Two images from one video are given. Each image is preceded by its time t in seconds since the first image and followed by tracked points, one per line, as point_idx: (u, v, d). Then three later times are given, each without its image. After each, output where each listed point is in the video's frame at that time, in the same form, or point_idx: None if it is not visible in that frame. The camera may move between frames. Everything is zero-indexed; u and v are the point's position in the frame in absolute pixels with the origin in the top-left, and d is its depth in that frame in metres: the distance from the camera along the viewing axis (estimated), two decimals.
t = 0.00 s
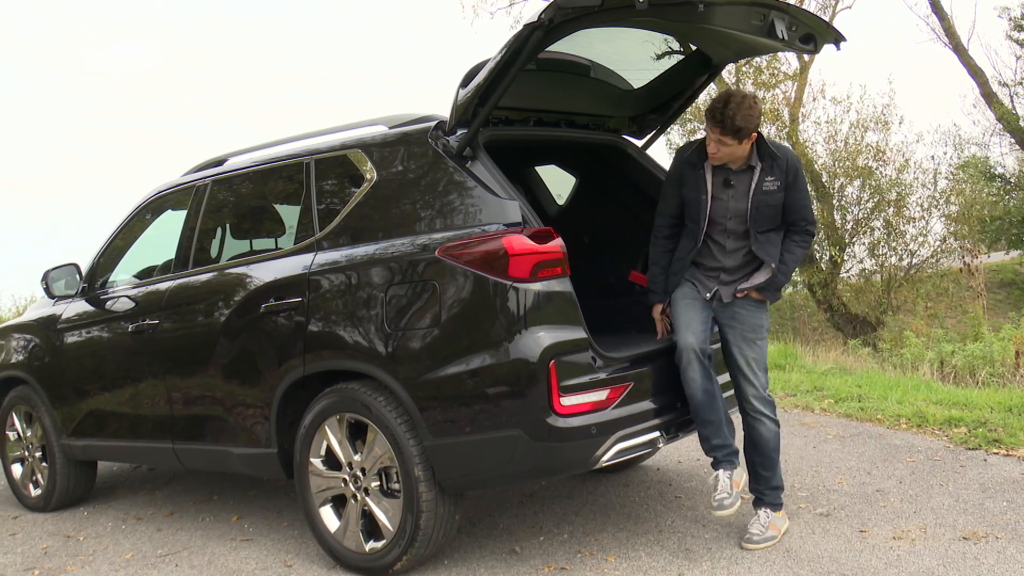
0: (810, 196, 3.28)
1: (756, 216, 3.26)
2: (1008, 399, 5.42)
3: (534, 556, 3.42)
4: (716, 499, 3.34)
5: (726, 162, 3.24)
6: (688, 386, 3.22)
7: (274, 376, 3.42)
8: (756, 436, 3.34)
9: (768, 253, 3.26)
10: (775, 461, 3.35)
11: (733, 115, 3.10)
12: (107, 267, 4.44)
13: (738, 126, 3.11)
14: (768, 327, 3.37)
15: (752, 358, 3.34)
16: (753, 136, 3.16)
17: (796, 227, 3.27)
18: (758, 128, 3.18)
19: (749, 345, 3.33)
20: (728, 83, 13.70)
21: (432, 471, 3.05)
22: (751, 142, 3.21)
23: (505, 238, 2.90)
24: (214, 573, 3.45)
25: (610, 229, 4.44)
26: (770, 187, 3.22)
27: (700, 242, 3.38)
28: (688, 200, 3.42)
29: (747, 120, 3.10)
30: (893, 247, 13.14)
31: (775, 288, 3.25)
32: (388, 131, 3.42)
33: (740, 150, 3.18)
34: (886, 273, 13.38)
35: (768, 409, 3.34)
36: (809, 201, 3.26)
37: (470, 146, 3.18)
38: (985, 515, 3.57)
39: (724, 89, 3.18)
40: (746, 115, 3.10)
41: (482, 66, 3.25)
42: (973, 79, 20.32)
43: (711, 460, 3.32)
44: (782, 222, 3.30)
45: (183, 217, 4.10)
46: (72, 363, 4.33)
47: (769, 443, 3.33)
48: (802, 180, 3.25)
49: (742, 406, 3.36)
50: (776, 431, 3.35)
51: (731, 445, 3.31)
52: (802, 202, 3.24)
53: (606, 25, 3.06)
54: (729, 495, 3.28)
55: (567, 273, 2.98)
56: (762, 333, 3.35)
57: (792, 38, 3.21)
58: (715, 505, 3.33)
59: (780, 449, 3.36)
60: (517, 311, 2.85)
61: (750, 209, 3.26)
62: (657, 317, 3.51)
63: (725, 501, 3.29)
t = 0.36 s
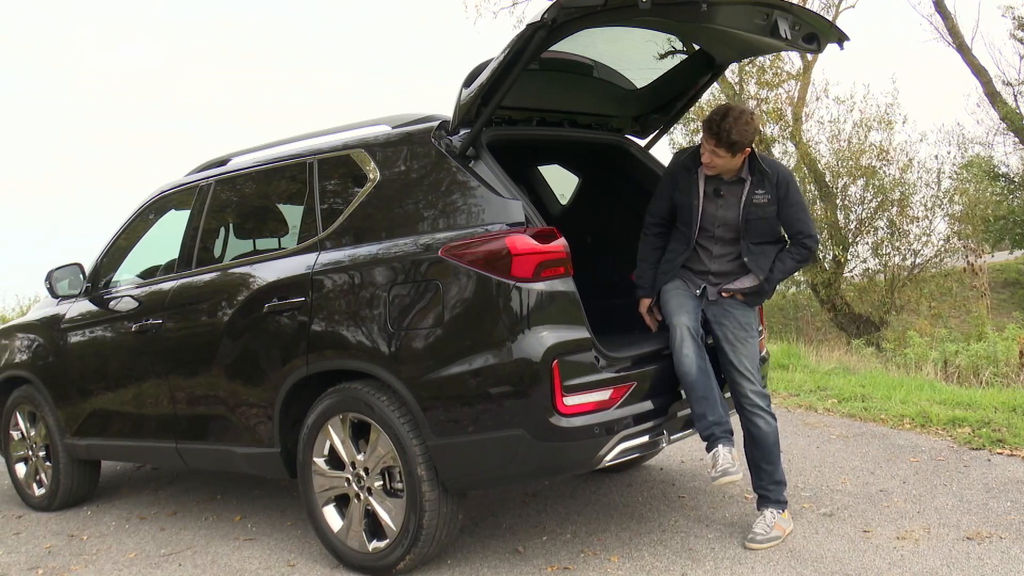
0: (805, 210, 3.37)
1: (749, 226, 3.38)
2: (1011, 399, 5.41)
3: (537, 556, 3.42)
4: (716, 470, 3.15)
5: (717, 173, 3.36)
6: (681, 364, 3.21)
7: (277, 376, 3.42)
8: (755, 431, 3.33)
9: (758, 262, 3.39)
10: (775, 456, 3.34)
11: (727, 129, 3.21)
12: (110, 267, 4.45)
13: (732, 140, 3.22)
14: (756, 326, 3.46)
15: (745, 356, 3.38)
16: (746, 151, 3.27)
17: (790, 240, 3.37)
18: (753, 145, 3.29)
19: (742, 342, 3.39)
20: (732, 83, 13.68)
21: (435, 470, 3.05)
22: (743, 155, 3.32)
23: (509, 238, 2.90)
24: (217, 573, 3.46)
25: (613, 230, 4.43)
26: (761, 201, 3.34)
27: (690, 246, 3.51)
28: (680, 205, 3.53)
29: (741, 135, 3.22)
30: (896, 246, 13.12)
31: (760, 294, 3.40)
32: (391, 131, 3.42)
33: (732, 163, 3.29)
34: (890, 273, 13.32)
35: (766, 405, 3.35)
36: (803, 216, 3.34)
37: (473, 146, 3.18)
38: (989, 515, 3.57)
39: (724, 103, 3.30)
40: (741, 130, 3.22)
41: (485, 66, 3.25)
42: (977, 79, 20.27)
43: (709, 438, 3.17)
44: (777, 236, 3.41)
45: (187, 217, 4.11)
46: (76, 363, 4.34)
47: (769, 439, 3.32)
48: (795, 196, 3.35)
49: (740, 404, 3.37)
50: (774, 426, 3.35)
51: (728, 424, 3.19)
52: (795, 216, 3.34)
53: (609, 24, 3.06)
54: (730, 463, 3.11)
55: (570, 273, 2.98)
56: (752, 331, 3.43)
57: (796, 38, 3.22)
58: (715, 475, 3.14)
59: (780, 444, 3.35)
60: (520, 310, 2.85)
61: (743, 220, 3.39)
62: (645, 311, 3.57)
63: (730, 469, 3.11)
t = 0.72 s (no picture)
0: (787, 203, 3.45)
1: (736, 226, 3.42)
2: (1014, 398, 5.40)
3: (539, 555, 3.42)
4: (744, 473, 3.12)
5: (701, 177, 3.41)
6: (691, 368, 3.21)
7: (279, 375, 3.43)
8: (764, 429, 3.31)
9: (752, 260, 3.44)
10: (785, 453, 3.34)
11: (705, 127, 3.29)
12: (112, 266, 4.45)
13: (711, 138, 3.29)
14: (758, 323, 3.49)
15: (753, 353, 3.38)
16: (725, 151, 3.35)
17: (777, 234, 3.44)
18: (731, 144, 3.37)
19: (747, 340, 3.40)
20: (734, 82, 13.65)
21: (437, 469, 3.05)
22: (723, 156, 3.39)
23: (511, 237, 2.90)
24: (219, 572, 3.46)
25: (616, 230, 4.42)
26: (745, 199, 3.41)
27: (683, 254, 3.51)
28: (667, 214, 3.56)
29: (718, 133, 3.29)
30: (898, 245, 13.11)
31: (758, 291, 3.45)
32: (393, 130, 3.42)
33: (713, 164, 3.36)
34: (892, 272, 13.29)
35: (775, 402, 3.35)
36: (788, 209, 3.42)
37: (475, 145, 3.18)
38: (992, 515, 3.56)
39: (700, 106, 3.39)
40: (718, 128, 3.30)
41: (488, 64, 3.25)
42: (979, 78, 20.23)
43: (728, 443, 3.19)
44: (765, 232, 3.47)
45: (189, 216, 4.11)
46: (78, 362, 4.34)
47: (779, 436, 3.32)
48: (776, 191, 3.43)
49: (749, 402, 3.36)
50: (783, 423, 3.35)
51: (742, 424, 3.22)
52: (779, 210, 3.42)
53: (612, 24, 3.06)
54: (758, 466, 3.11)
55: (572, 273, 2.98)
56: (755, 329, 3.44)
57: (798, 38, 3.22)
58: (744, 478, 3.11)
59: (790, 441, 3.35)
60: (523, 309, 2.85)
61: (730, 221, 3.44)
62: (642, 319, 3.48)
63: (758, 468, 3.10)
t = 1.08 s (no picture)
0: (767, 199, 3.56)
1: (724, 225, 3.48)
2: (1015, 397, 5.39)
3: (540, 554, 3.42)
4: (756, 481, 3.16)
5: (686, 176, 3.48)
6: (699, 372, 3.20)
7: (279, 374, 3.42)
8: (769, 426, 3.31)
9: (744, 254, 3.50)
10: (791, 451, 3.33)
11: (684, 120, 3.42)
12: (112, 265, 4.44)
13: (690, 131, 3.42)
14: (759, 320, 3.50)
15: (758, 351, 3.37)
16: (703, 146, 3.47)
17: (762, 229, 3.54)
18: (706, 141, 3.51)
19: (752, 338, 3.39)
20: (735, 80, 13.62)
21: (437, 468, 3.04)
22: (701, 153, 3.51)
23: (512, 237, 2.90)
24: (219, 571, 3.46)
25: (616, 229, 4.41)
26: (727, 196, 3.48)
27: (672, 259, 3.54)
28: (651, 223, 3.59)
29: (695, 126, 3.43)
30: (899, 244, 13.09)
31: (755, 286, 3.51)
32: (393, 129, 3.41)
33: (694, 159, 3.46)
34: (893, 271, 13.27)
35: (781, 400, 3.33)
36: (768, 203, 3.53)
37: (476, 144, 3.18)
38: (993, 514, 3.56)
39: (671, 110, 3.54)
40: (695, 122, 3.43)
41: (488, 64, 3.25)
42: (981, 76, 20.20)
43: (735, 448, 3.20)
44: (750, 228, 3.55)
45: (189, 215, 4.10)
46: (79, 361, 4.34)
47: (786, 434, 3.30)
48: (754, 188, 3.53)
49: (756, 401, 3.35)
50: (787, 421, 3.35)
51: (749, 429, 3.23)
52: (760, 206, 3.52)
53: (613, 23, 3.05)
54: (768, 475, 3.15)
55: (573, 272, 2.98)
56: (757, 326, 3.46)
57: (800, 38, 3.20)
58: (757, 488, 3.15)
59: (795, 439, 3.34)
60: (524, 309, 2.85)
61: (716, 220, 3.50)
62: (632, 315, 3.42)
63: (770, 478, 3.13)
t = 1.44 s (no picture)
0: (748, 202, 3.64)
1: (712, 226, 3.53)
2: (1016, 396, 5.39)
3: (540, 553, 3.42)
4: (760, 479, 3.14)
5: (673, 179, 3.53)
6: (700, 371, 3.19)
7: (279, 373, 3.42)
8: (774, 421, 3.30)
9: (737, 251, 3.55)
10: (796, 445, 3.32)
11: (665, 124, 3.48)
12: (113, 264, 4.44)
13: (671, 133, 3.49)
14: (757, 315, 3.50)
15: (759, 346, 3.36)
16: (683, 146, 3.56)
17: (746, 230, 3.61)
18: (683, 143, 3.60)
19: (753, 333, 3.39)
20: (735, 79, 13.60)
21: (438, 467, 3.04)
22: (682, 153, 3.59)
23: (512, 236, 2.90)
24: (220, 569, 3.46)
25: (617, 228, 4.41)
26: (711, 198, 3.54)
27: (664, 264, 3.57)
28: (642, 233, 3.62)
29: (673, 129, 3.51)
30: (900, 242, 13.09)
31: (752, 281, 3.54)
32: (393, 129, 3.41)
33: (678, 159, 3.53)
34: (893, 270, 13.27)
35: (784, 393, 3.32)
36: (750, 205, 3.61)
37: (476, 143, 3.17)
38: (993, 513, 3.56)
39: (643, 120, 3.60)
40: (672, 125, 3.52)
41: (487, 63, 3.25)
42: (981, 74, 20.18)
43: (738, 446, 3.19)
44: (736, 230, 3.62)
45: (189, 214, 4.10)
46: (79, 359, 4.34)
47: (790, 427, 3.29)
48: (736, 190, 3.60)
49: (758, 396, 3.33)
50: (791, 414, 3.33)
51: (752, 427, 3.22)
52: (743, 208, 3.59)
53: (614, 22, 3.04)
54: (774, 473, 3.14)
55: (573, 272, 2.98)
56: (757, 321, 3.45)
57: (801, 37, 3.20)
58: (761, 486, 3.13)
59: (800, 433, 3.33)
60: (524, 309, 2.85)
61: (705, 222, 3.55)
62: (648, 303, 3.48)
63: (774, 475, 3.12)
